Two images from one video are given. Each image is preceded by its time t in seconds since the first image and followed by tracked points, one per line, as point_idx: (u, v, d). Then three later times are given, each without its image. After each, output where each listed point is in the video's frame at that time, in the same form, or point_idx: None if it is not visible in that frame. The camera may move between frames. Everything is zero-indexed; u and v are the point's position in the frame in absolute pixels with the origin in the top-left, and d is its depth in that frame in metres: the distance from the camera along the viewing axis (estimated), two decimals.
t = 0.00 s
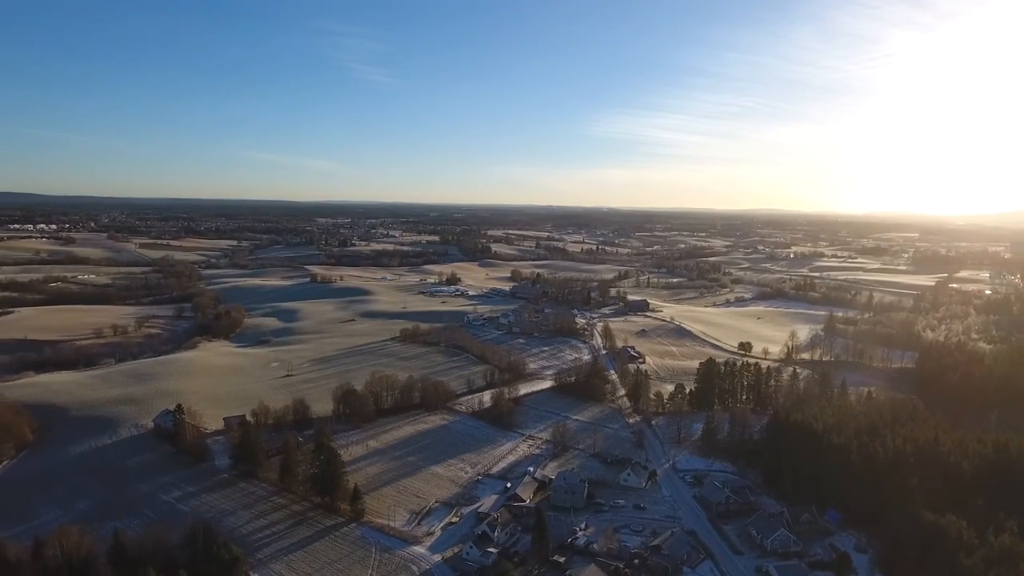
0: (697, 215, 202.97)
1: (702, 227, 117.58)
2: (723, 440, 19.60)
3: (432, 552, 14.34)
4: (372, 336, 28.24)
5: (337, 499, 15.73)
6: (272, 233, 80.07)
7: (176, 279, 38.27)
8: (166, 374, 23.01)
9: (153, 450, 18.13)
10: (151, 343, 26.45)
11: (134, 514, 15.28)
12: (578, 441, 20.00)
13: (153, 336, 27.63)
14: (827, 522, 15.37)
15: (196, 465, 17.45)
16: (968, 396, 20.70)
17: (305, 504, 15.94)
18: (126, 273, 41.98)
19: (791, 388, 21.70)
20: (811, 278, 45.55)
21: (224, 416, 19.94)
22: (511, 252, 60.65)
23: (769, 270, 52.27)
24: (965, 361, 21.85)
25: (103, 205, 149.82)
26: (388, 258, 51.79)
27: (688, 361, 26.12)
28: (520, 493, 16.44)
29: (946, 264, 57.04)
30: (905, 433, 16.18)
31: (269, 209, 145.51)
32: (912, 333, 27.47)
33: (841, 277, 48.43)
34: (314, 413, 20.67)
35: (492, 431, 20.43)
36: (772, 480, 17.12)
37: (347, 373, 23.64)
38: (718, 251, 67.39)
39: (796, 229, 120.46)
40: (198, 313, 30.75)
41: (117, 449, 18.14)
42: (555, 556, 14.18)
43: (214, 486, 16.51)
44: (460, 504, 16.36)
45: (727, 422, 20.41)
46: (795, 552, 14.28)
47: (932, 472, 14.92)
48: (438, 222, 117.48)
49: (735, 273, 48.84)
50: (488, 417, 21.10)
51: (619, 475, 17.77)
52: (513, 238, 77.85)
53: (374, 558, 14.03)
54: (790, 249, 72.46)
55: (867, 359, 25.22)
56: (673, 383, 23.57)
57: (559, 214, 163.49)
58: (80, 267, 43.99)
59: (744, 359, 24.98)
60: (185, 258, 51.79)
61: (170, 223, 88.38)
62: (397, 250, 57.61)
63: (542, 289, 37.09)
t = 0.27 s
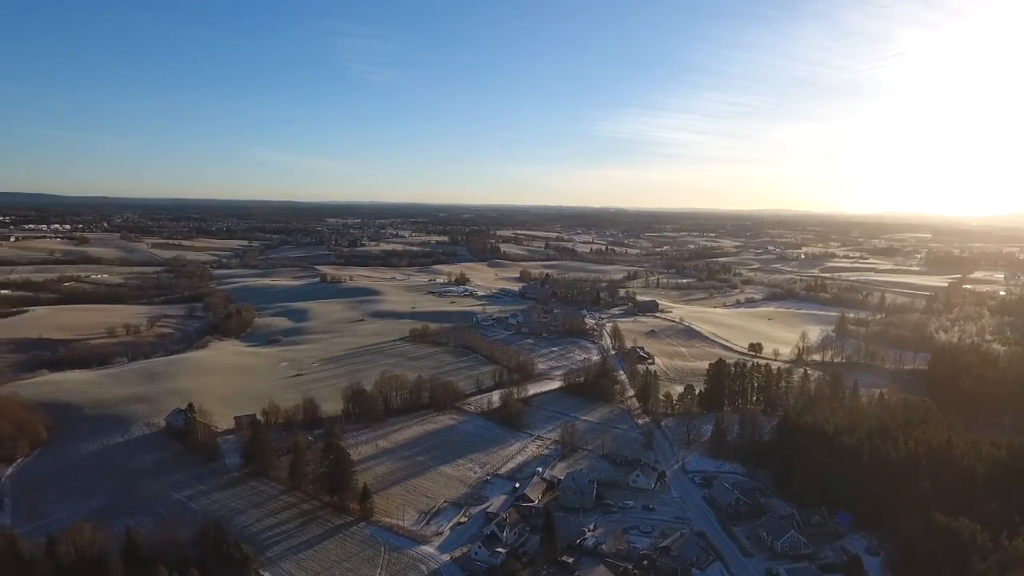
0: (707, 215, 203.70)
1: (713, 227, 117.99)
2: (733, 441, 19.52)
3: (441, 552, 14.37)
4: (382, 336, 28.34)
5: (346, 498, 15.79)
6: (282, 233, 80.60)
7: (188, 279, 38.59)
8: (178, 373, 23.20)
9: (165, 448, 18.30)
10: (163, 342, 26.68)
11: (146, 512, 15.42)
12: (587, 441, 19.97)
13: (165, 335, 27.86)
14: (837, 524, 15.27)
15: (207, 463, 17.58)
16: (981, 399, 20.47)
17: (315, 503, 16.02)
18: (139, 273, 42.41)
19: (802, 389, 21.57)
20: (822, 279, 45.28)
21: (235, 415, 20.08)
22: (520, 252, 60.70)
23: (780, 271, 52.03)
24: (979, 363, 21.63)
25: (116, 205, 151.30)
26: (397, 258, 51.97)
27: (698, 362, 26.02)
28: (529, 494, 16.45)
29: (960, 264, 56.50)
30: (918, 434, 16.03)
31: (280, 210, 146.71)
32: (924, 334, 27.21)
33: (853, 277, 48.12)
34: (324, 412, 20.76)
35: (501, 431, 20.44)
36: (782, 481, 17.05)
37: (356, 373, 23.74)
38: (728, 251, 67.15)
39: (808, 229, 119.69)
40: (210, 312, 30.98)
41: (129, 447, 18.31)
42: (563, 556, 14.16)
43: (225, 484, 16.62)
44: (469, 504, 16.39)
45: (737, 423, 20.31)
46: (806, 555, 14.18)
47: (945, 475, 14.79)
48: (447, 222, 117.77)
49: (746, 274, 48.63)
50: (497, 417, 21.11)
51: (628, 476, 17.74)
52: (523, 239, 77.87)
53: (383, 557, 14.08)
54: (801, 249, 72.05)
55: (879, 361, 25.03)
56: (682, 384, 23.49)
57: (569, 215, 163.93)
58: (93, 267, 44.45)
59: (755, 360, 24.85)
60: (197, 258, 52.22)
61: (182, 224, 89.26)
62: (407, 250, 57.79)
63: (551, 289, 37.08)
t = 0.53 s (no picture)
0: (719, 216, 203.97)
1: (725, 227, 118.36)
2: (744, 443, 19.39)
3: (450, 551, 14.40)
4: (392, 336, 28.43)
5: (356, 497, 15.86)
6: (294, 233, 81.10)
7: (201, 279, 38.92)
8: (191, 372, 23.40)
9: (178, 446, 18.47)
10: (176, 341, 26.92)
11: (159, 509, 15.56)
12: (597, 442, 19.93)
13: (178, 334, 28.12)
14: (849, 528, 15.16)
15: (219, 461, 17.72)
16: (996, 402, 20.23)
17: (325, 502, 16.10)
18: (153, 273, 42.85)
19: (814, 391, 21.41)
20: (835, 280, 44.94)
21: (247, 414, 20.23)
22: (530, 253, 60.72)
23: (792, 272, 51.71)
24: (994, 365, 21.35)
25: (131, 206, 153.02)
26: (408, 258, 52.14)
27: (709, 363, 25.90)
28: (538, 494, 16.43)
29: (976, 266, 55.85)
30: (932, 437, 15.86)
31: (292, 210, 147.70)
32: (939, 336, 26.91)
33: (866, 279, 47.70)
34: (335, 412, 20.87)
35: (511, 431, 20.45)
36: (794, 483, 16.94)
37: (367, 373, 23.84)
38: (739, 252, 66.82)
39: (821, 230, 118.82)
40: (222, 312, 31.23)
41: (142, 445, 18.48)
42: (573, 557, 14.14)
43: (237, 483, 16.75)
44: (478, 504, 16.41)
45: (748, 425, 20.19)
46: (817, 558, 14.07)
47: (959, 479, 14.62)
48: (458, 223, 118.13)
49: (757, 275, 48.35)
50: (506, 417, 21.13)
51: (638, 477, 17.68)
52: (533, 240, 77.88)
53: (393, 556, 14.13)
54: (814, 250, 71.54)
55: (892, 363, 24.79)
56: (693, 386, 23.38)
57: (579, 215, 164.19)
58: (108, 267, 44.94)
59: (766, 361, 24.69)
60: (210, 258, 52.65)
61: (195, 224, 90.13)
62: (417, 250, 57.96)
63: (561, 289, 37.03)
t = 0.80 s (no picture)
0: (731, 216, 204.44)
1: (737, 228, 119.04)
2: (756, 444, 19.27)
3: (460, 551, 14.43)
4: (403, 336, 28.52)
5: (367, 496, 15.93)
6: (307, 233, 81.62)
7: (214, 279, 39.24)
8: (204, 370, 23.59)
9: (191, 444, 18.64)
10: (189, 341, 27.15)
11: (173, 507, 15.71)
12: (607, 443, 19.89)
13: (191, 334, 28.36)
14: (863, 531, 15.03)
15: (231, 460, 17.86)
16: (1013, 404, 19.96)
17: (336, 501, 16.18)
18: (166, 272, 43.27)
19: (827, 393, 21.24)
20: (848, 280, 44.58)
21: (259, 413, 20.37)
22: (541, 253, 60.72)
23: (805, 272, 51.35)
24: (1011, 368, 21.07)
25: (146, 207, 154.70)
26: (419, 258, 52.29)
27: (720, 364, 25.77)
28: (548, 495, 16.42)
29: (993, 267, 55.16)
30: (947, 439, 15.69)
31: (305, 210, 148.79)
32: (954, 338, 26.60)
33: (880, 279, 47.26)
34: (346, 411, 20.97)
35: (521, 431, 20.45)
36: (806, 486, 16.82)
37: (378, 372, 23.93)
38: (751, 253, 66.47)
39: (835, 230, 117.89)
40: (234, 311, 31.48)
41: (156, 443, 18.66)
42: (582, 558, 14.12)
43: (249, 481, 16.87)
44: (488, 504, 16.43)
45: (760, 427, 20.07)
46: (830, 561, 13.97)
47: (975, 482, 14.44)
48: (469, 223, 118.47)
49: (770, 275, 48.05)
50: (516, 417, 21.14)
51: (648, 479, 17.63)
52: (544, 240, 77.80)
53: (403, 555, 14.18)
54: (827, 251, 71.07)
55: (906, 365, 24.53)
56: (704, 387, 23.26)
57: (590, 215, 164.46)
58: (123, 266, 45.43)
59: (778, 363, 24.52)
60: (223, 258, 53.07)
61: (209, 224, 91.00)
62: (428, 250, 58.12)
63: (572, 290, 36.97)
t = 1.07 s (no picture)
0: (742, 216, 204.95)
1: (748, 228, 119.68)
2: (767, 446, 19.14)
3: (469, 551, 14.45)
4: (413, 336, 28.59)
5: (377, 495, 15.99)
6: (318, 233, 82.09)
7: (226, 278, 39.52)
8: (216, 369, 23.78)
9: (203, 443, 18.79)
10: (202, 340, 27.37)
11: (185, 505, 15.85)
12: (617, 443, 19.85)
13: (204, 333, 28.59)
14: (875, 534, 14.89)
15: (243, 458, 17.99)
16: None
17: (347, 500, 16.26)
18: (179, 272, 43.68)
19: (839, 395, 21.09)
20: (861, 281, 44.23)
21: (270, 412, 20.50)
22: (551, 254, 60.71)
23: (817, 273, 51.00)
24: None
25: (160, 206, 156.20)
26: (429, 258, 52.43)
27: (731, 365, 25.64)
28: (558, 495, 16.41)
29: (1008, 267, 54.66)
30: (961, 442, 15.49)
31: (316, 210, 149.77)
32: (969, 339, 26.30)
33: (894, 280, 46.84)
34: (356, 410, 21.06)
35: (530, 432, 20.45)
36: (818, 488, 16.68)
37: (388, 372, 24.02)
38: (763, 253, 66.10)
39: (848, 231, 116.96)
40: (246, 311, 31.70)
41: (169, 441, 18.83)
42: (592, 559, 14.10)
43: (260, 479, 16.99)
44: (498, 504, 16.44)
45: (771, 428, 19.95)
46: (841, 564, 13.86)
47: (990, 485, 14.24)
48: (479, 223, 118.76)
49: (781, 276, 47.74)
50: (526, 417, 21.14)
51: (658, 480, 17.57)
52: (555, 241, 77.77)
53: (413, 555, 14.23)
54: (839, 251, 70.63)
55: (920, 367, 24.29)
56: (714, 388, 23.15)
57: (600, 216, 164.78)
58: (136, 266, 45.87)
59: (790, 364, 24.36)
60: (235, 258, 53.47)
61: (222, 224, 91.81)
62: (438, 250, 58.25)
63: (582, 290, 36.91)
